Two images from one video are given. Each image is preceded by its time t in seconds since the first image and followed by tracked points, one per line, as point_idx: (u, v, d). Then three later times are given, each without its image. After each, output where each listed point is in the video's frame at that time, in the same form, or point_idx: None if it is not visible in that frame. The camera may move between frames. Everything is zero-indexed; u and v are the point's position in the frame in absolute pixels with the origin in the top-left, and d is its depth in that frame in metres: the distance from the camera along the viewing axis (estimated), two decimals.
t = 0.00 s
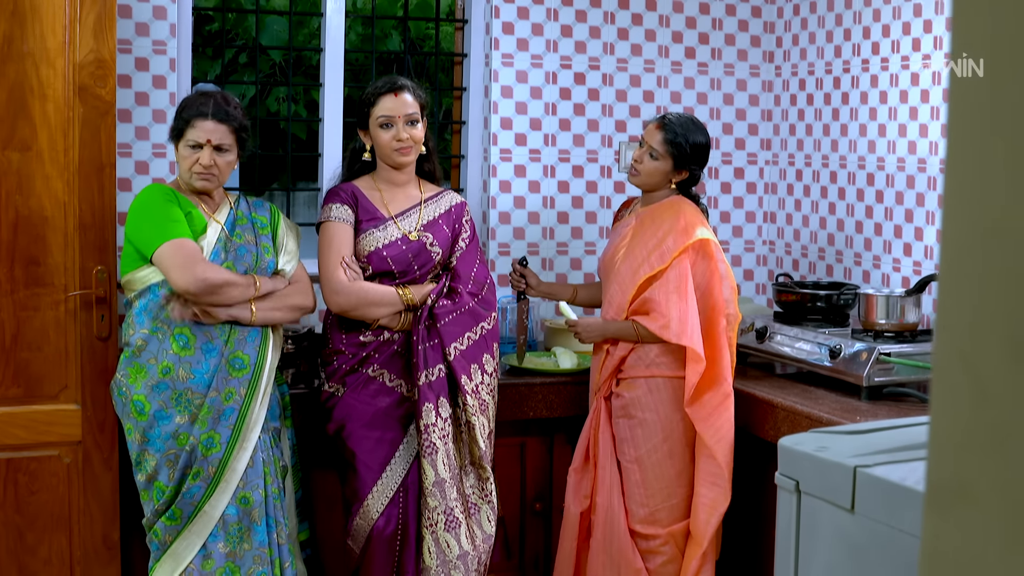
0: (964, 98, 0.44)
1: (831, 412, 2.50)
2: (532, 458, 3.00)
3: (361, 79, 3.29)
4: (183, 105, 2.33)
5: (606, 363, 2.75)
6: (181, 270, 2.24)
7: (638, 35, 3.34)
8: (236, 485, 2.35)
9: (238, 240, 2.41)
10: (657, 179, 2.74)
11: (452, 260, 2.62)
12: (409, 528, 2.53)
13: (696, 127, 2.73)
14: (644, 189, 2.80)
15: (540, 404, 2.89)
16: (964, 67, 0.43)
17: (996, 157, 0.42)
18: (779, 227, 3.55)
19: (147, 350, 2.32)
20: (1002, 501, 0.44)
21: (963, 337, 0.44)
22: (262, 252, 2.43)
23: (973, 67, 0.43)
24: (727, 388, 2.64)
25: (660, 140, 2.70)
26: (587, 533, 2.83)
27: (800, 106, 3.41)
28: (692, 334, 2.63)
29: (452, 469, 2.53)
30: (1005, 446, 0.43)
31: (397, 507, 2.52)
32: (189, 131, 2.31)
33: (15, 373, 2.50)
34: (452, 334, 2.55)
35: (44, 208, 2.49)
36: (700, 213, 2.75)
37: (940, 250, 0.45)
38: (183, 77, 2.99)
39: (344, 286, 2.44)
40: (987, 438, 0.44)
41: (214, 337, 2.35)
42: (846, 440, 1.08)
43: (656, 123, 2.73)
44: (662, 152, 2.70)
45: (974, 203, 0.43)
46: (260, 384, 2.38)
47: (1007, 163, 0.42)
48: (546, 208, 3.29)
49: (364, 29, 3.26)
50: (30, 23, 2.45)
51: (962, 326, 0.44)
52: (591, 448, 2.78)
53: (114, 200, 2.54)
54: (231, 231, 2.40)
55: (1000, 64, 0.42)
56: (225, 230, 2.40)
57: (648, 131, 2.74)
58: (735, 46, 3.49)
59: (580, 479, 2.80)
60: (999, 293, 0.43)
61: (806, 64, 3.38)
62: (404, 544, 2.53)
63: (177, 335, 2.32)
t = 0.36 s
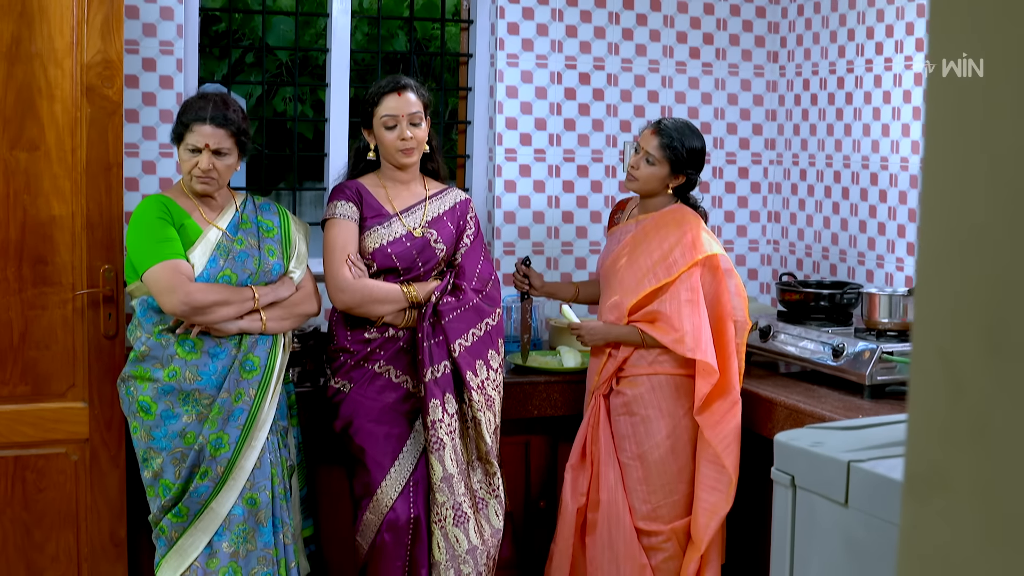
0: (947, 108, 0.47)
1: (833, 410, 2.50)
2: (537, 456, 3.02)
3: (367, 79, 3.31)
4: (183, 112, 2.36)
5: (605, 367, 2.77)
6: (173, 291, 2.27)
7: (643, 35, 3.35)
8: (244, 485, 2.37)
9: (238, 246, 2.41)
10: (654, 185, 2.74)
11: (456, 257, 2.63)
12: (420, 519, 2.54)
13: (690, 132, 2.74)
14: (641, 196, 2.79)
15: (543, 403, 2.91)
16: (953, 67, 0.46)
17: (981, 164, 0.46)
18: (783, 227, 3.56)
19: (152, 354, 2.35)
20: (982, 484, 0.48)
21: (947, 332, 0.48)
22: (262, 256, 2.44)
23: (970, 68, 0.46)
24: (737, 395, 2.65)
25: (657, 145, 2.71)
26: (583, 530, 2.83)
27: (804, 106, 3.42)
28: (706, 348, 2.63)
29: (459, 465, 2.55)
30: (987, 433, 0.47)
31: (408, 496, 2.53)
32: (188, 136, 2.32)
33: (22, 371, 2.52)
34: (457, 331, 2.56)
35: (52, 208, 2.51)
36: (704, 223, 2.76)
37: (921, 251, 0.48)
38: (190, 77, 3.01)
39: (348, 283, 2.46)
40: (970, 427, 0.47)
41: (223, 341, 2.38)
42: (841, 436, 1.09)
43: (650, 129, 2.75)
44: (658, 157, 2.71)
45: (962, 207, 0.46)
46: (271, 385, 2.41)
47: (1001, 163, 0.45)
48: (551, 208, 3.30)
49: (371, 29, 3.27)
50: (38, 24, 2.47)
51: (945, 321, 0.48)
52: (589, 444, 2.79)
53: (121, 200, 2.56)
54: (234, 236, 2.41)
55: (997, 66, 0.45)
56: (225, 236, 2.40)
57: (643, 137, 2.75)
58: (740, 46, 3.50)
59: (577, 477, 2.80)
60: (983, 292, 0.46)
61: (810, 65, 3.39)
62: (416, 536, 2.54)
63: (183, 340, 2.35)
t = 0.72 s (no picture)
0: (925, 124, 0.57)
1: (836, 410, 2.50)
2: (540, 456, 3.01)
3: (370, 78, 3.31)
4: (184, 114, 2.31)
5: (607, 368, 2.77)
6: (176, 284, 2.26)
7: (646, 34, 3.34)
8: (244, 483, 2.37)
9: (242, 243, 2.41)
10: (650, 186, 2.74)
11: (458, 254, 2.63)
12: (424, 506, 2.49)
13: (680, 128, 2.73)
14: (639, 196, 2.80)
15: (546, 403, 2.91)
16: (926, 67, 0.56)
17: (957, 173, 0.56)
18: (788, 227, 3.55)
19: (153, 350, 2.34)
20: (961, 461, 0.57)
21: (927, 327, 0.57)
22: (265, 254, 2.44)
23: (969, 68, 0.54)
24: (736, 391, 2.65)
25: (648, 146, 2.70)
26: (584, 530, 2.83)
27: (808, 105, 3.41)
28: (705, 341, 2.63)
29: (469, 459, 2.56)
30: (966, 419, 0.56)
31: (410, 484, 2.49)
32: (199, 138, 2.29)
33: (26, 370, 2.53)
34: (459, 327, 2.56)
35: (55, 207, 2.51)
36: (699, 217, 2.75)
37: (904, 257, 0.58)
38: (193, 76, 3.01)
39: (349, 281, 2.45)
40: (946, 415, 0.57)
41: (224, 338, 2.38)
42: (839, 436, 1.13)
43: (640, 130, 2.73)
44: (651, 159, 2.71)
45: (939, 215, 0.56)
46: (272, 381, 2.42)
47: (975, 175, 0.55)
48: (555, 208, 3.29)
49: (374, 28, 3.27)
50: (40, 23, 2.47)
51: (921, 318, 0.58)
52: (593, 446, 2.79)
53: (123, 198, 2.56)
54: (239, 233, 2.41)
55: (992, 65, 0.53)
56: (231, 232, 2.40)
57: (634, 139, 2.74)
58: (744, 45, 3.49)
59: (580, 476, 2.80)
60: (957, 286, 0.56)
61: (814, 64, 3.38)
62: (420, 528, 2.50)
63: (184, 335, 2.35)
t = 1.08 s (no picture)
0: (915, 79, 0.44)
1: (842, 412, 2.48)
2: (544, 458, 2.99)
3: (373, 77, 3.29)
4: (218, 119, 2.27)
5: (610, 368, 2.75)
6: (205, 294, 2.24)
7: (651, 33, 3.32)
8: (260, 481, 2.36)
9: (252, 244, 2.39)
10: (656, 188, 2.72)
11: (464, 251, 2.61)
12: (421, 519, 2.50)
13: (682, 128, 2.70)
14: (645, 199, 2.78)
15: (550, 404, 2.88)
16: (927, 65, 0.43)
17: (957, 140, 0.42)
18: (794, 227, 3.53)
19: (172, 352, 2.31)
20: (949, 461, 0.44)
21: (908, 316, 0.44)
22: (275, 252, 2.43)
23: (970, 67, 0.42)
24: (738, 393, 2.64)
25: (650, 150, 2.68)
26: (590, 533, 2.81)
27: (814, 105, 3.40)
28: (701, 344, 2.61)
29: (476, 460, 2.53)
30: (950, 419, 0.43)
31: (406, 500, 2.49)
32: (244, 138, 2.29)
33: (26, 371, 2.51)
34: (464, 326, 2.54)
35: (56, 207, 2.49)
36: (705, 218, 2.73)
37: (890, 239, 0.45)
38: (196, 75, 2.99)
39: (355, 280, 2.44)
40: (933, 412, 0.44)
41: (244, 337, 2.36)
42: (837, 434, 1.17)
43: (642, 134, 2.71)
44: (654, 162, 2.68)
45: (932, 192, 0.43)
46: (287, 381, 2.42)
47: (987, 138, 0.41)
48: (559, 208, 3.27)
49: (379, 27, 3.25)
50: (41, 22, 2.45)
51: (915, 313, 0.44)
52: (597, 446, 2.77)
53: (125, 199, 2.54)
54: (246, 234, 2.39)
55: (1002, 62, 0.41)
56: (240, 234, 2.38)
57: (636, 143, 2.72)
58: (749, 44, 3.47)
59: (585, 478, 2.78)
60: (957, 284, 0.42)
61: (821, 63, 3.36)
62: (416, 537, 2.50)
63: (206, 338, 2.32)
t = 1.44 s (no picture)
0: (907, 41, 0.32)
1: (849, 417, 2.46)
2: (548, 463, 2.97)
3: (377, 80, 3.28)
4: (223, 121, 2.26)
5: (619, 372, 2.73)
6: (207, 302, 2.22)
7: (656, 36, 3.30)
8: (265, 487, 2.34)
9: (258, 249, 2.38)
10: (664, 192, 2.69)
11: (470, 251, 2.59)
12: (422, 528, 2.49)
13: (689, 132, 2.68)
14: (653, 204, 2.75)
15: (555, 409, 2.87)
16: (926, 64, 0.31)
17: (960, 129, 0.31)
18: (800, 231, 3.51)
19: (178, 357, 2.29)
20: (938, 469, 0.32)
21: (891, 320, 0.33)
22: (280, 256, 2.42)
23: (969, 67, 0.30)
24: (753, 397, 2.62)
25: (658, 154, 2.65)
26: (597, 538, 2.79)
27: (821, 108, 3.38)
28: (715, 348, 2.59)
29: (464, 454, 2.49)
30: (939, 426, 0.32)
31: (408, 511, 2.48)
32: (249, 141, 2.28)
33: (28, 375, 2.50)
34: (470, 316, 2.50)
35: (58, 211, 2.48)
36: (713, 222, 2.71)
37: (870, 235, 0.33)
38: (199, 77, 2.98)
39: (370, 275, 2.43)
40: (920, 422, 0.33)
41: (251, 344, 2.35)
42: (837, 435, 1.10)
43: (649, 137, 2.68)
44: (661, 166, 2.66)
45: (922, 190, 0.31)
46: (294, 387, 2.40)
47: (1001, 128, 0.30)
48: (564, 211, 3.26)
49: (383, 29, 3.24)
50: (43, 24, 2.44)
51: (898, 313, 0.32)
52: (605, 451, 2.75)
53: (127, 202, 2.53)
54: (252, 239, 2.37)
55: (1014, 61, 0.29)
56: (245, 240, 2.37)
57: (642, 147, 2.70)
58: (755, 47, 3.45)
59: (593, 483, 2.76)
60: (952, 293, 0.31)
61: (828, 66, 3.34)
62: (417, 549, 2.49)
63: (212, 345, 2.31)
